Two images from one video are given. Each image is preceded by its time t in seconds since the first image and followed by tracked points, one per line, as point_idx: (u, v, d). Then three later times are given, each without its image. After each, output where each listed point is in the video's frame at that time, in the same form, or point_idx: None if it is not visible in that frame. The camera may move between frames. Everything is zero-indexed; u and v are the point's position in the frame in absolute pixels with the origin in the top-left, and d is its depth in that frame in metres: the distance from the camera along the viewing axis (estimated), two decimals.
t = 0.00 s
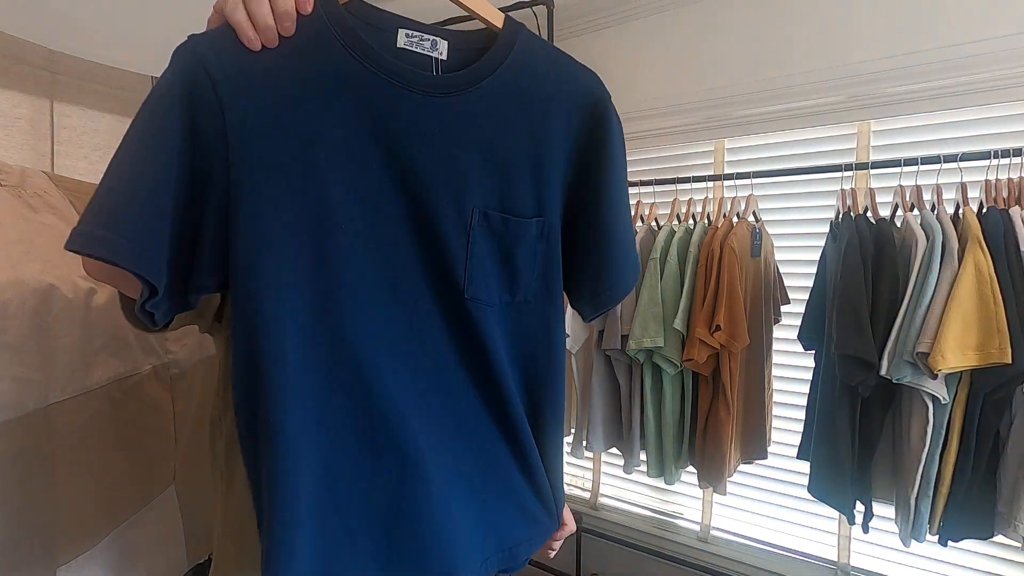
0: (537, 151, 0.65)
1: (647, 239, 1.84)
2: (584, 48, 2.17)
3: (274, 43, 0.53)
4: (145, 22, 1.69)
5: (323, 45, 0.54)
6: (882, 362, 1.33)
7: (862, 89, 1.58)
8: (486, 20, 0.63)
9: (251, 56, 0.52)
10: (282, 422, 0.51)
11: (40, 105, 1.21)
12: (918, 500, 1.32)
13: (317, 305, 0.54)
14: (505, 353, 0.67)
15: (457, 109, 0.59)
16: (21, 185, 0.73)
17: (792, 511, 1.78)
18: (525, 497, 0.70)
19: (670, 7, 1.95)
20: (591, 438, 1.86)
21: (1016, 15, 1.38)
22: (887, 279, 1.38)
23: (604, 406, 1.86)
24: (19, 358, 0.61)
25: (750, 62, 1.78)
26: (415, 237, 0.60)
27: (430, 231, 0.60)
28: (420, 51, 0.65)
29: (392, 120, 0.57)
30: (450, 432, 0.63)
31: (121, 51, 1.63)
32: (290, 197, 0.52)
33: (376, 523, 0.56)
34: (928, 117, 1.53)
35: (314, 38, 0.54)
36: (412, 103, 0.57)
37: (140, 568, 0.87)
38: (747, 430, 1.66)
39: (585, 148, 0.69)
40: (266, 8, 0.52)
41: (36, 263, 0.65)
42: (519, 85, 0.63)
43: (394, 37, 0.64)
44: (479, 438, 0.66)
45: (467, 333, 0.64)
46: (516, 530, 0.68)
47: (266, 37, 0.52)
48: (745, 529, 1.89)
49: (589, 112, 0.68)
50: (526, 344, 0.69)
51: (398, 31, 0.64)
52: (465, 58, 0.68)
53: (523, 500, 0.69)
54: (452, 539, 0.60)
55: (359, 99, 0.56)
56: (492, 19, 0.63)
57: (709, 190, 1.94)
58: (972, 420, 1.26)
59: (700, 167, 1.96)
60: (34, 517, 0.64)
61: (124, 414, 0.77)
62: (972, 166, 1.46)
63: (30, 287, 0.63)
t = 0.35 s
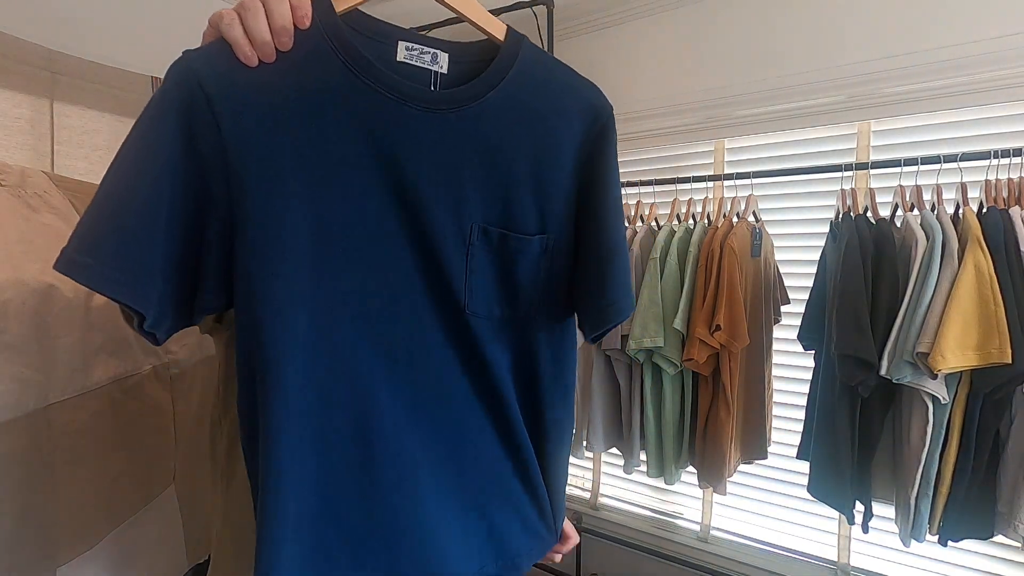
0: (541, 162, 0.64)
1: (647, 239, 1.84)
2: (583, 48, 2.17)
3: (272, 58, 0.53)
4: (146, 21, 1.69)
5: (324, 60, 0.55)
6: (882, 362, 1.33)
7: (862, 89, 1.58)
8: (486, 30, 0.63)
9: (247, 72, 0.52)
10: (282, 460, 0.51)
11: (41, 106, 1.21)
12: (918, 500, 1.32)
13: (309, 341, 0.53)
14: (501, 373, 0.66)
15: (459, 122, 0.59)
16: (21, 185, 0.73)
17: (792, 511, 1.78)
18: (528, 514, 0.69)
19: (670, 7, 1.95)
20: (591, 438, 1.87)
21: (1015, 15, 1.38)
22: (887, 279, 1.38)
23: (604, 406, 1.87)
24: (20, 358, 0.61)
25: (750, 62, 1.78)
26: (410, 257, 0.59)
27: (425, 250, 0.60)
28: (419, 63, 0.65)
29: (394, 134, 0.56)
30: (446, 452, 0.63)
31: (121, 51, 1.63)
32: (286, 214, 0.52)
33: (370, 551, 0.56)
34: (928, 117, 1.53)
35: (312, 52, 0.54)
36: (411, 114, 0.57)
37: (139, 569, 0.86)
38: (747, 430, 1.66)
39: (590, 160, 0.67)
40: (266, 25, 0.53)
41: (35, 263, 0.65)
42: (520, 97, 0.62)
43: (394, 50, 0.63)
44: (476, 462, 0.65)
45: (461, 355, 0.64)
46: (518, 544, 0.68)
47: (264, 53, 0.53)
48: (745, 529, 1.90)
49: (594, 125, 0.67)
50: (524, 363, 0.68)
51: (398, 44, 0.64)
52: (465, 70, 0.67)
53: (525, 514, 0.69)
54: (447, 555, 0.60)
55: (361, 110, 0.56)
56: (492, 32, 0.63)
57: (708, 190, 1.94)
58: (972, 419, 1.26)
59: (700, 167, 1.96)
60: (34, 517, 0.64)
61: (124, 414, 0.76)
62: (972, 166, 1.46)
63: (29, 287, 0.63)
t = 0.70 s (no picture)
0: (569, 278, 0.67)
1: (647, 239, 1.84)
2: (583, 48, 2.18)
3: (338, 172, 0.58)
4: (146, 21, 1.69)
5: (381, 182, 0.59)
6: (882, 362, 1.33)
7: (862, 89, 1.58)
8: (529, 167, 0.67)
9: (314, 188, 0.57)
10: (278, 564, 0.55)
11: (41, 105, 1.21)
12: (917, 500, 1.32)
13: (325, 453, 0.56)
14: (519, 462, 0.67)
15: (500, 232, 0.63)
16: (22, 184, 0.73)
17: (792, 511, 1.78)
18: None
19: (670, 7, 1.95)
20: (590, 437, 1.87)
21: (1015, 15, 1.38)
22: (887, 280, 1.38)
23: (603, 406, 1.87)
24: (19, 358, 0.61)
25: (751, 62, 1.78)
26: (442, 345, 0.62)
27: (452, 371, 0.62)
28: (466, 188, 0.67)
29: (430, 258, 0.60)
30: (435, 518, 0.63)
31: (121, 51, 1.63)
32: (331, 296, 0.56)
33: None
34: (928, 117, 1.53)
35: (371, 175, 0.59)
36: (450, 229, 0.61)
37: (139, 568, 0.86)
38: (747, 429, 1.66)
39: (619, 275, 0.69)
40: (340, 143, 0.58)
41: (36, 262, 0.65)
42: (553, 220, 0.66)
43: (442, 174, 0.65)
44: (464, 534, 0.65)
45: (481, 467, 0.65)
46: None
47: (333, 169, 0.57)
48: (745, 529, 1.90)
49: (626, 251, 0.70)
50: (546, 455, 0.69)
51: (447, 169, 0.65)
52: (507, 193, 0.69)
53: None
54: None
55: (413, 223, 0.60)
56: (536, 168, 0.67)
57: (709, 189, 1.94)
58: (972, 419, 1.26)
59: (699, 167, 1.94)
60: (31, 517, 0.64)
61: (122, 414, 0.76)
62: (972, 166, 1.47)
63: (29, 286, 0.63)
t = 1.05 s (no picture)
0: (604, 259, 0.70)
1: (648, 239, 1.84)
2: (583, 48, 2.18)
3: (317, 216, 0.56)
4: (146, 21, 1.69)
5: (399, 180, 0.59)
6: (882, 362, 1.33)
7: (863, 89, 1.58)
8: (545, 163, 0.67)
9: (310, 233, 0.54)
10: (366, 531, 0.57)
11: (41, 105, 1.21)
12: (917, 500, 1.32)
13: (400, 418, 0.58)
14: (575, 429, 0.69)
15: (538, 220, 0.65)
16: (22, 184, 0.73)
17: (792, 511, 1.78)
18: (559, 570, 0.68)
19: (670, 7, 1.95)
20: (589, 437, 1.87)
21: (1015, 15, 1.38)
22: (888, 280, 1.38)
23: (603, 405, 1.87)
24: (21, 358, 0.61)
25: (750, 62, 1.78)
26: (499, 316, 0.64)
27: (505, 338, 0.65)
28: (483, 190, 0.65)
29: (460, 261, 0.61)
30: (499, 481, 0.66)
31: (122, 50, 1.63)
32: (399, 274, 0.58)
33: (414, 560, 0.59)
34: (928, 117, 1.52)
35: (386, 174, 0.59)
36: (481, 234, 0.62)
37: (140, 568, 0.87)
38: (747, 430, 1.66)
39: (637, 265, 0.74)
40: (320, 186, 0.57)
41: (37, 262, 0.66)
42: (570, 216, 0.68)
43: (460, 181, 0.64)
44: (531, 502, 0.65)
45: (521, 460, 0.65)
46: None
47: (327, 204, 0.57)
48: (745, 529, 1.90)
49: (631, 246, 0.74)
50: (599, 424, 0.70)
51: (463, 174, 0.64)
52: (525, 192, 0.67)
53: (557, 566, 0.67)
54: None
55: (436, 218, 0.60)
56: (552, 164, 0.66)
57: (709, 189, 1.94)
58: (972, 420, 1.26)
59: (699, 168, 1.95)
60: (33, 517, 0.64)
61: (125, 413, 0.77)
62: (972, 166, 1.46)
63: (30, 286, 0.63)
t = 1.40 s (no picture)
0: (632, 217, 0.64)
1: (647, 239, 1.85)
2: (583, 48, 2.18)
3: (322, 147, 0.51)
4: (146, 20, 1.68)
5: (413, 123, 0.54)
6: (882, 362, 1.33)
7: (863, 89, 1.58)
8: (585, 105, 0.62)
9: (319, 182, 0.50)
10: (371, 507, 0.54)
11: (41, 105, 1.21)
12: (917, 500, 1.32)
13: (405, 390, 0.55)
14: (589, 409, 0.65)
15: (565, 173, 0.59)
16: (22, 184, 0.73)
17: (792, 511, 1.78)
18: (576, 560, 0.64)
19: (671, 7, 1.94)
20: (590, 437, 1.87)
21: (1015, 15, 1.38)
22: (888, 279, 1.38)
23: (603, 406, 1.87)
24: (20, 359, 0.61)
25: (750, 62, 1.78)
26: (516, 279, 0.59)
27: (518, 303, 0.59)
28: (515, 135, 0.61)
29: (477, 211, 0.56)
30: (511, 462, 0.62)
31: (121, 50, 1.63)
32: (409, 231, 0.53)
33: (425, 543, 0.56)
34: (928, 117, 1.53)
35: (407, 114, 0.54)
36: (504, 181, 0.56)
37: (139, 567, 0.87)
38: (747, 430, 1.66)
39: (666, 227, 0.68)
40: (329, 120, 0.52)
41: (36, 263, 0.66)
42: (598, 162, 0.62)
43: (492, 124, 0.60)
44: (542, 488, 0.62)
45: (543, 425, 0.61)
46: None
47: (332, 138, 0.51)
48: (745, 529, 1.90)
49: (664, 203, 0.68)
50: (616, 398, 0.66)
51: (495, 117, 0.60)
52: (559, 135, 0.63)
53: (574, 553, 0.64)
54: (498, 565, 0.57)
55: (458, 167, 0.55)
56: (595, 108, 0.61)
57: (709, 189, 1.94)
58: (972, 420, 1.26)
59: (700, 168, 1.97)
60: (30, 518, 0.65)
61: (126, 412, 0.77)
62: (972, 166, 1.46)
63: (29, 288, 0.63)
